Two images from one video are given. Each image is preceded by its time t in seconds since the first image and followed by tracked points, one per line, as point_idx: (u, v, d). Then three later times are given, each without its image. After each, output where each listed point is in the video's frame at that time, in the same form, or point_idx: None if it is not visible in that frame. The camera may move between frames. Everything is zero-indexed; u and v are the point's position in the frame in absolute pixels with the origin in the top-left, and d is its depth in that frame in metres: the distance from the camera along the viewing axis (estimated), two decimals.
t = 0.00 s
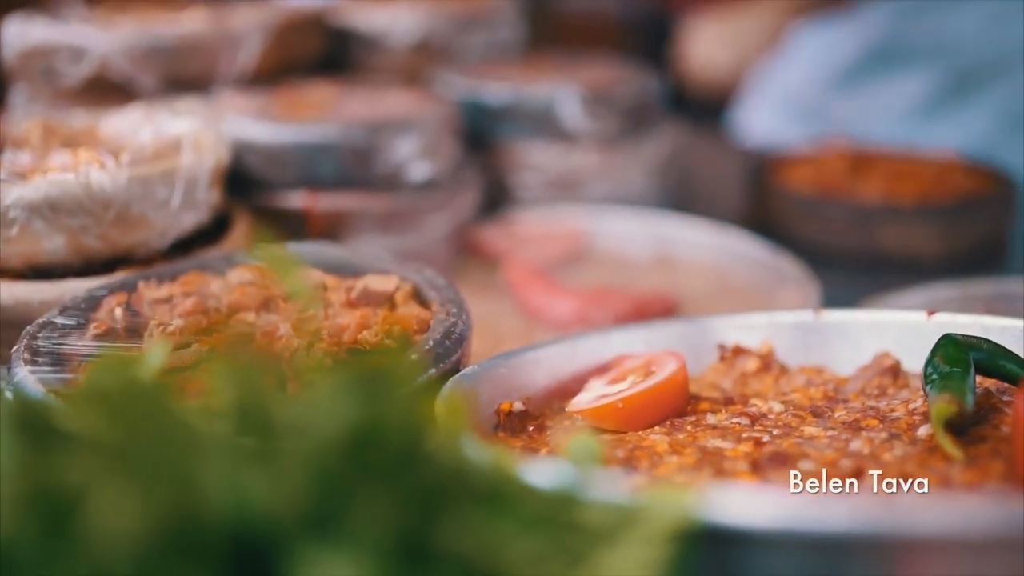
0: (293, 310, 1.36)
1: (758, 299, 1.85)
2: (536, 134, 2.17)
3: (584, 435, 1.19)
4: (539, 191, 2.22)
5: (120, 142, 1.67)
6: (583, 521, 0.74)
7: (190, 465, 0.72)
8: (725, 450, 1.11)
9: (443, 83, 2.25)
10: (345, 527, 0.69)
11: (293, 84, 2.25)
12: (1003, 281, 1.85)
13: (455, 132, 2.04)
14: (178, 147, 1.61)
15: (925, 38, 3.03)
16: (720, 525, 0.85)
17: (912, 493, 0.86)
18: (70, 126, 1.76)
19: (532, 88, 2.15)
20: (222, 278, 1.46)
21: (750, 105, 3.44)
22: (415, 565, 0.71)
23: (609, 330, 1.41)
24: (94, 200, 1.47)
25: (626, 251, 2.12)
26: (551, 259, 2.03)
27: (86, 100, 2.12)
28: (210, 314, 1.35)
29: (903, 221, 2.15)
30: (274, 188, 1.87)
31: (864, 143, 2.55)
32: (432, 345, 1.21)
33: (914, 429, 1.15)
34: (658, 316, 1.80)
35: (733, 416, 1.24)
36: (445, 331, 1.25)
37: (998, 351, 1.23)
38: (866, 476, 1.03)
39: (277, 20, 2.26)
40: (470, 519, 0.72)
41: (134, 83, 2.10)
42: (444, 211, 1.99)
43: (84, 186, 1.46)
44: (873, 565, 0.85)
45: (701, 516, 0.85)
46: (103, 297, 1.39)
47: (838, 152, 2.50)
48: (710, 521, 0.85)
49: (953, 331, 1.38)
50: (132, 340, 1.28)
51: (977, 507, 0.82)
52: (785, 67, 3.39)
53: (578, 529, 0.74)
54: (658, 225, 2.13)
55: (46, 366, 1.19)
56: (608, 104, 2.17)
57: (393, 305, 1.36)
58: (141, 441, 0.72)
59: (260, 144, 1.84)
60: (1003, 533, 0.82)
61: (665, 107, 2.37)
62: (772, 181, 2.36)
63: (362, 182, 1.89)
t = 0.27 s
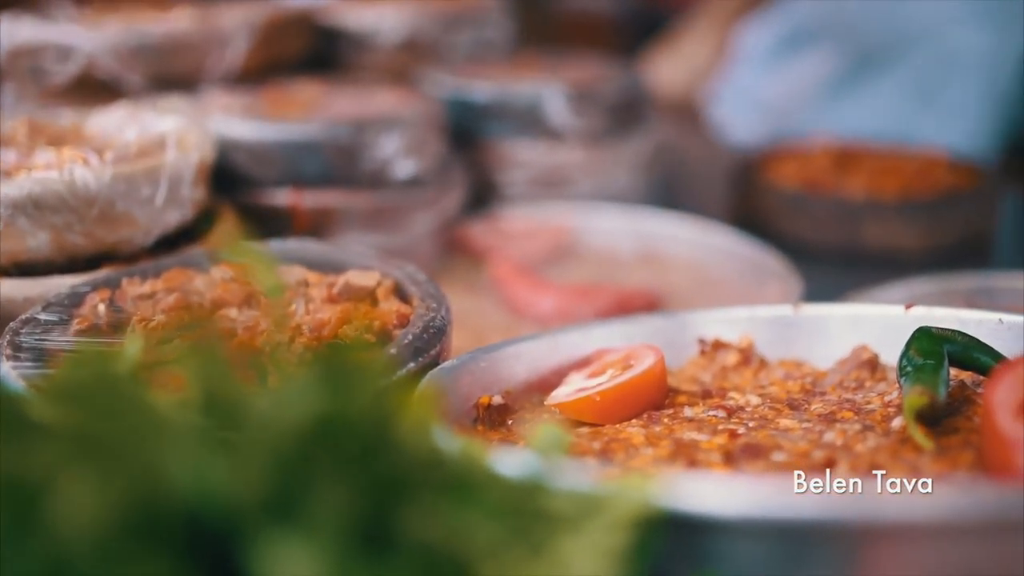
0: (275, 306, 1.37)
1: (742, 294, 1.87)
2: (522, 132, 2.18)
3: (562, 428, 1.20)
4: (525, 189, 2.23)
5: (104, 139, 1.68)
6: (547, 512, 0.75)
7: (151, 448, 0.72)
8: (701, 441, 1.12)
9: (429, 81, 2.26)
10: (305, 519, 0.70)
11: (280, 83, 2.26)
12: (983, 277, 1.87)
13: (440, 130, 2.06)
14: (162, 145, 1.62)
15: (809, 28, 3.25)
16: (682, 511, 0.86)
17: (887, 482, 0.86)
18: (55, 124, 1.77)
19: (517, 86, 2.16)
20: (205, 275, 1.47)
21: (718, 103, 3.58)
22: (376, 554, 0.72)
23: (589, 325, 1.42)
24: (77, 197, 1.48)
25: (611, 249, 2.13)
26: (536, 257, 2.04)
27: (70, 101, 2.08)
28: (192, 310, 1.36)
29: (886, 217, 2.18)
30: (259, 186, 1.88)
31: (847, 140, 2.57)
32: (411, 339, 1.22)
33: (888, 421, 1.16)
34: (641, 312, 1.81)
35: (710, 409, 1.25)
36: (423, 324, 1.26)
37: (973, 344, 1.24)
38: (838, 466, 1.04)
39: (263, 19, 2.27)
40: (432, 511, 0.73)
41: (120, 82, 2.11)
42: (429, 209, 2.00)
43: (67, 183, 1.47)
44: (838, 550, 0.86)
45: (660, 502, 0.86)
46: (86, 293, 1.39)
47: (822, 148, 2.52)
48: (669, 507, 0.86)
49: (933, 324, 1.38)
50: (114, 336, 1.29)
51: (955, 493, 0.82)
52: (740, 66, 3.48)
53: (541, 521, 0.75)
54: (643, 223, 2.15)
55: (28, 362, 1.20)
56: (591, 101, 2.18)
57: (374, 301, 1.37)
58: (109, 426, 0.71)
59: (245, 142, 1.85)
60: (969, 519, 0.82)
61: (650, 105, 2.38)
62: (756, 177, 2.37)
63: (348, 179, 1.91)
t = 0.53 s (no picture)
0: (251, 303, 1.38)
1: (720, 290, 1.87)
2: (504, 130, 2.18)
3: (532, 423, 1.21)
4: (506, 186, 2.24)
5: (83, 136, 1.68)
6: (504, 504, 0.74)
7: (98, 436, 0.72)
8: (668, 436, 1.13)
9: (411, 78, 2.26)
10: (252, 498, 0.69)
11: (262, 81, 2.27)
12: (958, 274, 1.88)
13: (420, 127, 2.06)
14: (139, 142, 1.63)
15: (761, 7, 3.52)
16: (634, 502, 0.85)
17: (892, 479, 0.84)
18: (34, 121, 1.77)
19: (497, 83, 2.16)
20: (182, 271, 1.48)
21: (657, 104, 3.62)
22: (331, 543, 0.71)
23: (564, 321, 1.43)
24: (54, 194, 1.48)
25: (591, 245, 2.14)
26: (516, 254, 2.05)
27: (55, 97, 2.05)
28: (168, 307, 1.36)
29: (868, 215, 2.18)
30: (239, 183, 1.89)
31: (829, 137, 2.58)
32: (382, 335, 1.22)
33: (855, 416, 1.17)
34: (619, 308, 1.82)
35: (681, 404, 1.26)
36: (396, 321, 1.27)
37: (942, 340, 1.25)
38: (802, 460, 1.05)
39: (246, 17, 2.28)
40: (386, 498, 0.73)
41: (101, 79, 2.11)
42: (409, 207, 2.00)
43: (44, 180, 1.47)
44: (801, 542, 0.84)
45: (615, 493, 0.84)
46: (61, 290, 1.40)
47: (804, 145, 2.53)
48: (622, 497, 0.85)
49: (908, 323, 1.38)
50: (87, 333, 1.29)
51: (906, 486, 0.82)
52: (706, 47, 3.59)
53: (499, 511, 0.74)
54: (623, 220, 2.16)
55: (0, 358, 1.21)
56: (573, 99, 2.18)
57: (349, 297, 1.38)
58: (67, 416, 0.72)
59: (225, 140, 1.85)
60: (926, 511, 0.83)
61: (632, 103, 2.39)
62: (738, 174, 2.38)
63: (328, 176, 1.91)
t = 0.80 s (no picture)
0: (223, 297, 1.38)
1: (697, 285, 1.88)
2: (483, 127, 2.20)
3: (500, 417, 1.21)
4: (486, 182, 2.24)
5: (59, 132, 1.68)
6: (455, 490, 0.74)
7: (46, 428, 0.72)
8: (635, 429, 1.13)
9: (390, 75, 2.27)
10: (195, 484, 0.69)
11: (243, 77, 2.27)
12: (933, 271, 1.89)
13: (399, 124, 2.07)
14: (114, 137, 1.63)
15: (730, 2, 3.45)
16: (584, 493, 0.85)
17: (895, 479, 0.83)
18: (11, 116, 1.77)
19: (477, 80, 2.17)
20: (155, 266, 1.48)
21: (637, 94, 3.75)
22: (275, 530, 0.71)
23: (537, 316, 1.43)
24: (28, 189, 1.49)
25: (569, 241, 2.14)
26: (495, 250, 2.05)
27: (35, 93, 2.03)
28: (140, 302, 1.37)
29: (847, 211, 2.19)
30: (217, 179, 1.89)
31: (809, 135, 2.59)
32: (351, 329, 1.23)
33: (821, 409, 1.18)
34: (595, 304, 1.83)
35: (650, 398, 1.27)
36: (366, 315, 1.28)
37: (909, 333, 1.26)
38: (765, 451, 1.05)
39: (226, 13, 2.28)
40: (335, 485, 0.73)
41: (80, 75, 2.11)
42: (388, 203, 2.01)
43: (18, 175, 1.48)
44: (751, 533, 0.84)
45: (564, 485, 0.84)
46: (34, 285, 1.40)
47: (785, 142, 2.54)
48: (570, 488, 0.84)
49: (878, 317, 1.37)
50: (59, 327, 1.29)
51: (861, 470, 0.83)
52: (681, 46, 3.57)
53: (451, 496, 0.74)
54: (601, 216, 2.16)
55: None
56: (551, 96, 2.19)
57: (321, 292, 1.38)
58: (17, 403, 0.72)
59: (203, 136, 1.85)
60: (878, 497, 0.83)
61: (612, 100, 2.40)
62: (717, 171, 2.39)
63: (306, 172, 1.92)
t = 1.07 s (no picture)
0: (200, 293, 1.38)
1: (677, 281, 1.88)
2: (467, 124, 2.20)
3: (473, 412, 1.22)
4: (470, 178, 2.24)
5: (40, 128, 1.69)
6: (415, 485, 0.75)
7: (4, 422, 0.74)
8: (605, 424, 1.14)
9: (375, 72, 2.27)
10: (147, 471, 0.70)
11: (228, 74, 2.27)
12: (913, 268, 1.90)
13: (382, 121, 2.07)
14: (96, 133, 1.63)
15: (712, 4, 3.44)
16: (539, 484, 0.86)
17: (898, 479, 0.84)
18: None
19: (461, 78, 2.17)
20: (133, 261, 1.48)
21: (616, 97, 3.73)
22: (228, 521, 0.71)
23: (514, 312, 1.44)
24: (8, 185, 1.49)
25: (552, 238, 2.15)
26: (478, 247, 2.06)
27: (18, 89, 2.03)
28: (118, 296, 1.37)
29: (830, 208, 2.19)
30: (199, 176, 1.89)
31: (794, 132, 2.60)
32: (326, 325, 1.24)
33: (793, 405, 1.18)
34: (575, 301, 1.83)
35: (622, 393, 1.27)
36: (342, 311, 1.28)
37: (881, 329, 1.27)
38: (733, 445, 1.06)
39: (212, 10, 2.28)
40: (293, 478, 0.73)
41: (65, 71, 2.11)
42: (371, 200, 2.01)
43: None
44: (708, 524, 0.85)
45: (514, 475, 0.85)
46: (12, 279, 1.40)
47: (771, 140, 2.54)
48: (523, 478, 0.85)
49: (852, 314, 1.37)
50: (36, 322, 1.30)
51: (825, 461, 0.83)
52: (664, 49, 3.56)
53: (410, 492, 0.74)
54: (584, 213, 2.17)
55: None
56: (535, 93, 2.20)
57: (298, 287, 1.39)
58: None
59: (185, 133, 1.86)
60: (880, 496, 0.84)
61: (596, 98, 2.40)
62: (702, 169, 2.39)
63: (289, 169, 1.92)
